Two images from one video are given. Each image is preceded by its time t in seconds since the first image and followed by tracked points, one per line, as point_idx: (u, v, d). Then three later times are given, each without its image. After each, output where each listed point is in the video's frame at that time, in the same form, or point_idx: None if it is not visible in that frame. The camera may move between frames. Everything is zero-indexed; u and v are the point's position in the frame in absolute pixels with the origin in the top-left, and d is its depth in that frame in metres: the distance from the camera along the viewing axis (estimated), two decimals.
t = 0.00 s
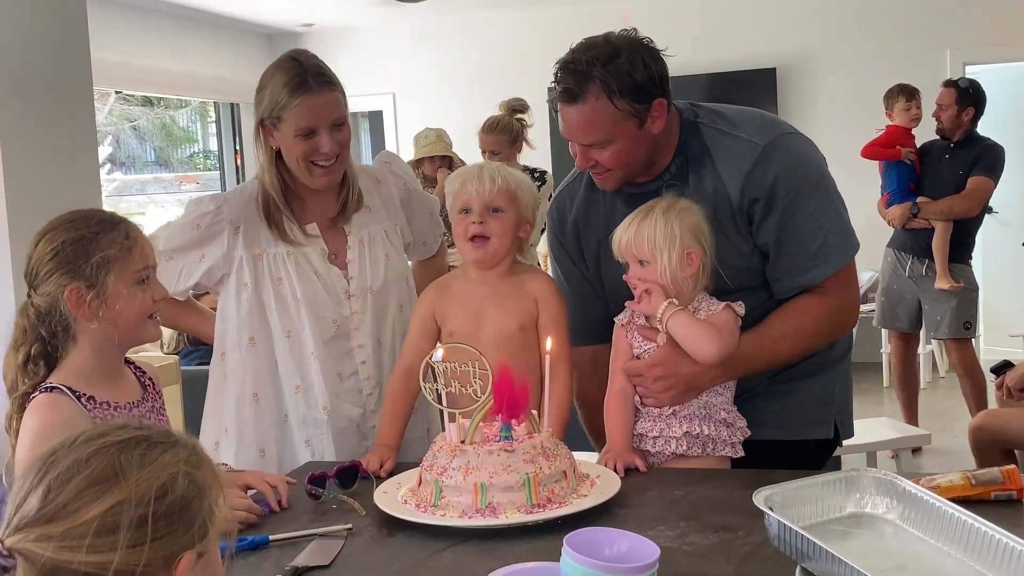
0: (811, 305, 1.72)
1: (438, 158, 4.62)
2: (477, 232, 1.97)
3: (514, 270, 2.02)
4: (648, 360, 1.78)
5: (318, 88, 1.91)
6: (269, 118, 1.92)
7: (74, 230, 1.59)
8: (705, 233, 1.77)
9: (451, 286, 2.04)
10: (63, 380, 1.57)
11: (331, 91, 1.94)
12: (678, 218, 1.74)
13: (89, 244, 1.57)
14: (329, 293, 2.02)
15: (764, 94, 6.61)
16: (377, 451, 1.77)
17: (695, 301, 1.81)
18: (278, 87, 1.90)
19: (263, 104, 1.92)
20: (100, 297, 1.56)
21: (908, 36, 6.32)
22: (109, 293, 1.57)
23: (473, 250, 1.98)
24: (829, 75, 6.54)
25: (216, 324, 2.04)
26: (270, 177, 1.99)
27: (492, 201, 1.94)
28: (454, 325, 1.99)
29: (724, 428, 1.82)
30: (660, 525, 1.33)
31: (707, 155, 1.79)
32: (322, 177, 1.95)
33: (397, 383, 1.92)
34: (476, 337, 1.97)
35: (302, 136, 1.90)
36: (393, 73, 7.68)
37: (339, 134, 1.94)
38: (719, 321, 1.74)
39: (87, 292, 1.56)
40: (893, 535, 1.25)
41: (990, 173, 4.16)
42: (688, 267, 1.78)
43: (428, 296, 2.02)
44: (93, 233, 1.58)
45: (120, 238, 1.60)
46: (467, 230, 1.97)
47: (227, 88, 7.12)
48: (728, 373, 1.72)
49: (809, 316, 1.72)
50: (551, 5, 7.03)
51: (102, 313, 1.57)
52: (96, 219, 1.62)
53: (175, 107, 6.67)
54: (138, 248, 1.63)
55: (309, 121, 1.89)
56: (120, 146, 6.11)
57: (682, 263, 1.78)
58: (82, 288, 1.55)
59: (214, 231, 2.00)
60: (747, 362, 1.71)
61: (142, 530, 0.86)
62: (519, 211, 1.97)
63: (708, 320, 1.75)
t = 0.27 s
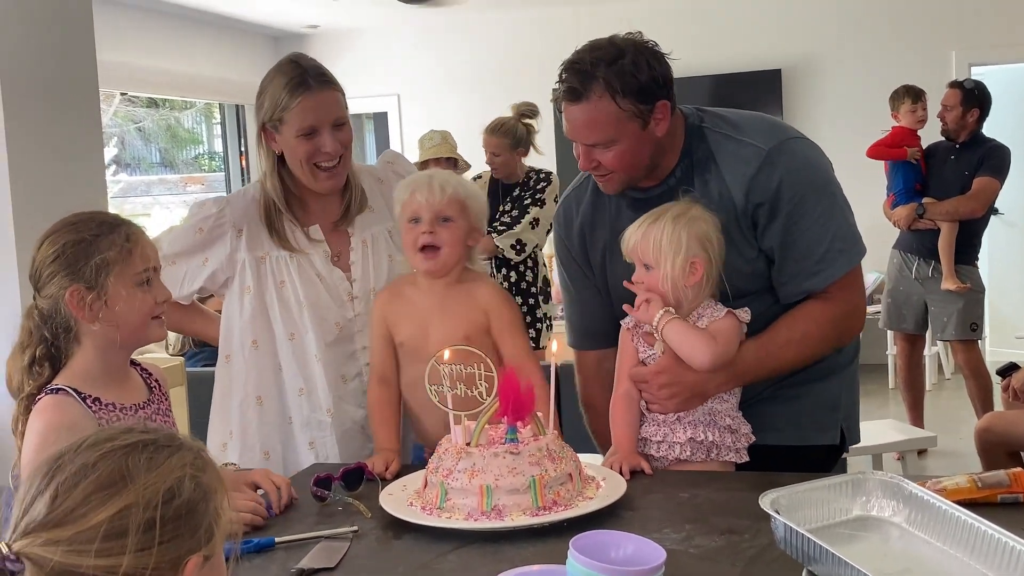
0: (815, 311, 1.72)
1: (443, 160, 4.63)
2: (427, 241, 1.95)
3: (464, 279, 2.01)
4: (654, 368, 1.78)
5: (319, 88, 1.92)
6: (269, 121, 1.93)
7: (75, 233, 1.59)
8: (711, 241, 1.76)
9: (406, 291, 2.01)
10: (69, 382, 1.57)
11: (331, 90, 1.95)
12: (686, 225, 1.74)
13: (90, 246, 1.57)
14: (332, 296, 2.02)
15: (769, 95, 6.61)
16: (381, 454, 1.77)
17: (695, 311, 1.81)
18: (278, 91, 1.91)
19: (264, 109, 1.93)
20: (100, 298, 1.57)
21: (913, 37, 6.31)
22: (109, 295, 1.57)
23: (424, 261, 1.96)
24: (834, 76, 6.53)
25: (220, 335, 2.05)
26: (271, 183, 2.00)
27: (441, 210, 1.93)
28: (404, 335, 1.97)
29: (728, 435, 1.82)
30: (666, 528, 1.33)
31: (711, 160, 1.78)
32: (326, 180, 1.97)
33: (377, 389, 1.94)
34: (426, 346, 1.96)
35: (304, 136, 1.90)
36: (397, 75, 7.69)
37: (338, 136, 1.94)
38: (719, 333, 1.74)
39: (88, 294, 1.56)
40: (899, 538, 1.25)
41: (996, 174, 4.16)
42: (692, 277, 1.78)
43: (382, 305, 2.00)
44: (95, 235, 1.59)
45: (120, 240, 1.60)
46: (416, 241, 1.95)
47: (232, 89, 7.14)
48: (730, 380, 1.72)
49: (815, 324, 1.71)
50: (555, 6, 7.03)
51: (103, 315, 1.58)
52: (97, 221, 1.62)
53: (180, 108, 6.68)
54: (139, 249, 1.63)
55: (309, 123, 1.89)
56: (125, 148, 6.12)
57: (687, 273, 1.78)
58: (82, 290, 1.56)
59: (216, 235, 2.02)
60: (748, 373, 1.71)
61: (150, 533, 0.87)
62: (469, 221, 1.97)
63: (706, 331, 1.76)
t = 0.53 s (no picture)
0: (820, 298, 1.71)
1: (444, 165, 4.63)
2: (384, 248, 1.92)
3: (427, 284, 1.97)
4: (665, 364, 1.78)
5: (327, 68, 2.00)
6: (274, 105, 2.00)
7: (67, 232, 1.60)
8: (727, 248, 1.76)
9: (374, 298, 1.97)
10: (76, 377, 1.58)
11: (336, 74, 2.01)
12: (704, 228, 1.73)
13: (80, 244, 1.58)
14: (340, 290, 2.05)
15: (772, 95, 6.60)
16: (384, 454, 1.76)
17: (695, 316, 1.80)
18: (285, 73, 2.00)
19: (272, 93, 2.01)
20: (92, 295, 1.57)
21: (918, 37, 6.30)
22: (101, 291, 1.57)
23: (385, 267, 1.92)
24: (838, 75, 6.52)
25: (231, 316, 2.04)
26: (284, 170, 2.04)
27: (396, 214, 1.90)
28: (372, 342, 1.94)
29: (740, 430, 1.82)
30: (671, 528, 1.33)
31: (718, 141, 1.80)
32: (326, 158, 1.97)
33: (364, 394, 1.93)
34: (394, 354, 1.92)
35: (302, 111, 1.95)
36: (401, 75, 7.69)
37: (341, 110, 1.98)
38: (726, 331, 1.73)
39: (82, 292, 1.57)
40: (905, 539, 1.25)
41: (999, 172, 4.13)
42: (706, 282, 1.76)
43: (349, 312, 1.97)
44: (86, 234, 1.59)
45: (110, 236, 1.60)
46: (373, 247, 1.92)
47: (236, 90, 7.15)
48: (741, 378, 1.72)
49: (820, 311, 1.71)
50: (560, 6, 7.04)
51: (98, 312, 1.58)
52: (88, 220, 1.62)
53: (184, 109, 6.69)
54: (128, 244, 1.61)
55: (308, 99, 1.96)
56: (129, 148, 6.14)
57: (702, 276, 1.76)
58: (75, 289, 1.57)
59: (232, 224, 2.03)
60: (758, 369, 1.71)
61: (145, 525, 0.87)
62: (427, 222, 1.94)
63: (712, 332, 1.74)
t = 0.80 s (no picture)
0: (827, 291, 1.71)
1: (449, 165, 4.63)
2: (444, 245, 1.96)
3: (481, 282, 2.03)
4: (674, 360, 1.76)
5: (345, 66, 2.04)
6: (293, 99, 2.04)
7: (61, 235, 1.62)
8: (742, 242, 1.76)
9: (428, 296, 2.04)
10: (80, 381, 1.58)
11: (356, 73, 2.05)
12: (720, 225, 1.72)
13: (70, 246, 1.59)
14: (351, 292, 2.03)
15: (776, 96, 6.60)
16: (390, 456, 1.76)
17: (710, 309, 1.79)
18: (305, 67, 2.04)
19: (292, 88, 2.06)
20: (84, 294, 1.57)
21: (922, 38, 6.29)
22: (94, 291, 1.58)
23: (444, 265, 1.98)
24: (842, 77, 6.52)
25: (244, 310, 2.05)
26: (298, 163, 2.05)
27: (459, 211, 1.94)
28: (427, 337, 2.01)
29: (749, 428, 1.81)
30: (677, 531, 1.33)
31: (723, 137, 1.80)
32: (336, 152, 1.99)
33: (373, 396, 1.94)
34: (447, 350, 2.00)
35: (314, 103, 1.99)
36: (405, 77, 7.70)
37: (355, 105, 2.01)
38: (739, 323, 1.73)
39: (74, 291, 1.57)
40: (911, 541, 1.24)
41: (995, 172, 4.13)
42: (727, 274, 1.76)
43: (403, 309, 2.02)
44: (75, 235, 1.60)
45: (98, 236, 1.59)
46: (433, 244, 1.96)
47: (240, 92, 7.16)
48: (753, 370, 1.71)
49: (828, 303, 1.70)
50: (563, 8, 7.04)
51: (93, 312, 1.58)
52: (81, 223, 1.62)
53: (188, 111, 6.71)
54: (116, 243, 1.60)
55: (320, 91, 1.99)
56: (133, 150, 6.16)
57: (720, 271, 1.76)
58: (69, 290, 1.58)
59: (246, 217, 2.02)
60: (770, 362, 1.71)
61: (136, 535, 0.87)
62: (487, 221, 1.98)
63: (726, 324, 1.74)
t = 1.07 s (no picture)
0: (826, 292, 1.71)
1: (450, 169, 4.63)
2: (510, 240, 1.95)
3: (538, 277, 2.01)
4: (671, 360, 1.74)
5: (346, 69, 2.03)
6: (295, 100, 2.03)
7: (55, 239, 1.62)
8: (736, 241, 1.75)
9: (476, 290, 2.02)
10: (78, 383, 1.58)
11: (357, 75, 2.04)
12: (715, 224, 1.72)
13: (65, 250, 1.59)
14: (352, 290, 2.03)
15: (777, 96, 6.59)
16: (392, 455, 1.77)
17: (706, 308, 1.78)
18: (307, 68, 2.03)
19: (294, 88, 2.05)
20: (78, 297, 1.57)
21: (924, 37, 6.28)
22: (88, 293, 1.58)
23: (506, 258, 1.97)
24: (843, 77, 6.51)
25: (244, 312, 2.03)
26: (297, 164, 2.04)
27: (527, 208, 1.93)
28: (478, 329, 1.98)
29: (746, 429, 1.81)
30: (676, 531, 1.33)
31: (721, 139, 1.80)
32: (338, 156, 1.99)
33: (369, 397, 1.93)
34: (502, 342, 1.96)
35: (320, 109, 1.98)
36: (406, 77, 7.70)
37: (359, 113, 2.01)
38: (735, 322, 1.71)
39: (68, 295, 1.58)
40: (910, 542, 1.24)
41: (994, 172, 4.15)
42: (723, 274, 1.75)
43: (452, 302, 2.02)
44: (70, 239, 1.60)
45: (92, 239, 1.60)
46: (498, 237, 1.95)
47: (241, 91, 7.16)
48: (750, 370, 1.70)
49: (826, 304, 1.70)
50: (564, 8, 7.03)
51: (87, 315, 1.58)
52: (76, 226, 1.63)
53: (190, 111, 6.71)
54: (110, 246, 1.60)
55: (326, 95, 1.98)
56: (134, 150, 6.17)
57: (717, 270, 1.74)
58: (63, 293, 1.58)
59: (244, 217, 2.00)
60: (768, 361, 1.70)
61: (142, 537, 0.88)
62: (551, 219, 1.97)
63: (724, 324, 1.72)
